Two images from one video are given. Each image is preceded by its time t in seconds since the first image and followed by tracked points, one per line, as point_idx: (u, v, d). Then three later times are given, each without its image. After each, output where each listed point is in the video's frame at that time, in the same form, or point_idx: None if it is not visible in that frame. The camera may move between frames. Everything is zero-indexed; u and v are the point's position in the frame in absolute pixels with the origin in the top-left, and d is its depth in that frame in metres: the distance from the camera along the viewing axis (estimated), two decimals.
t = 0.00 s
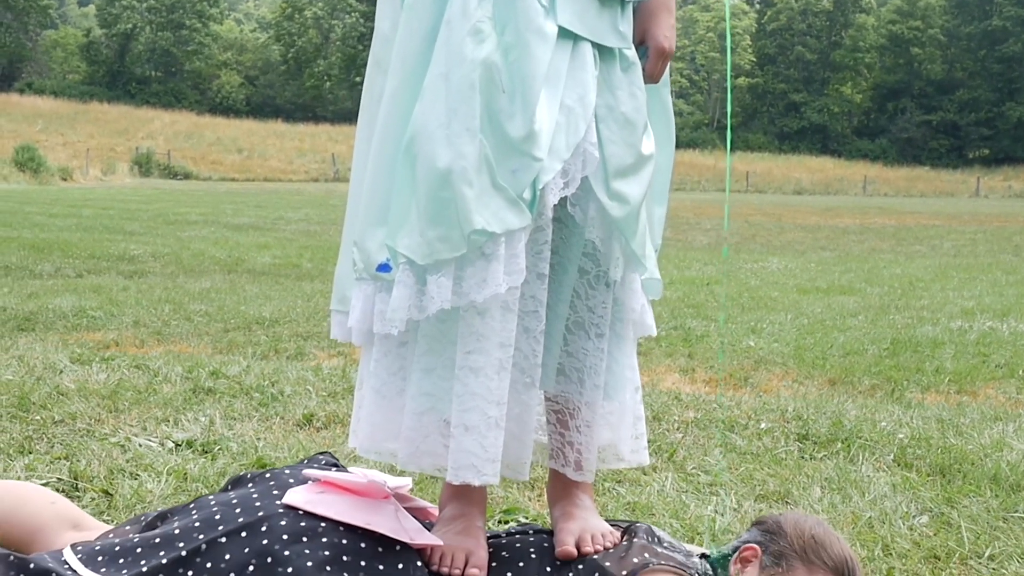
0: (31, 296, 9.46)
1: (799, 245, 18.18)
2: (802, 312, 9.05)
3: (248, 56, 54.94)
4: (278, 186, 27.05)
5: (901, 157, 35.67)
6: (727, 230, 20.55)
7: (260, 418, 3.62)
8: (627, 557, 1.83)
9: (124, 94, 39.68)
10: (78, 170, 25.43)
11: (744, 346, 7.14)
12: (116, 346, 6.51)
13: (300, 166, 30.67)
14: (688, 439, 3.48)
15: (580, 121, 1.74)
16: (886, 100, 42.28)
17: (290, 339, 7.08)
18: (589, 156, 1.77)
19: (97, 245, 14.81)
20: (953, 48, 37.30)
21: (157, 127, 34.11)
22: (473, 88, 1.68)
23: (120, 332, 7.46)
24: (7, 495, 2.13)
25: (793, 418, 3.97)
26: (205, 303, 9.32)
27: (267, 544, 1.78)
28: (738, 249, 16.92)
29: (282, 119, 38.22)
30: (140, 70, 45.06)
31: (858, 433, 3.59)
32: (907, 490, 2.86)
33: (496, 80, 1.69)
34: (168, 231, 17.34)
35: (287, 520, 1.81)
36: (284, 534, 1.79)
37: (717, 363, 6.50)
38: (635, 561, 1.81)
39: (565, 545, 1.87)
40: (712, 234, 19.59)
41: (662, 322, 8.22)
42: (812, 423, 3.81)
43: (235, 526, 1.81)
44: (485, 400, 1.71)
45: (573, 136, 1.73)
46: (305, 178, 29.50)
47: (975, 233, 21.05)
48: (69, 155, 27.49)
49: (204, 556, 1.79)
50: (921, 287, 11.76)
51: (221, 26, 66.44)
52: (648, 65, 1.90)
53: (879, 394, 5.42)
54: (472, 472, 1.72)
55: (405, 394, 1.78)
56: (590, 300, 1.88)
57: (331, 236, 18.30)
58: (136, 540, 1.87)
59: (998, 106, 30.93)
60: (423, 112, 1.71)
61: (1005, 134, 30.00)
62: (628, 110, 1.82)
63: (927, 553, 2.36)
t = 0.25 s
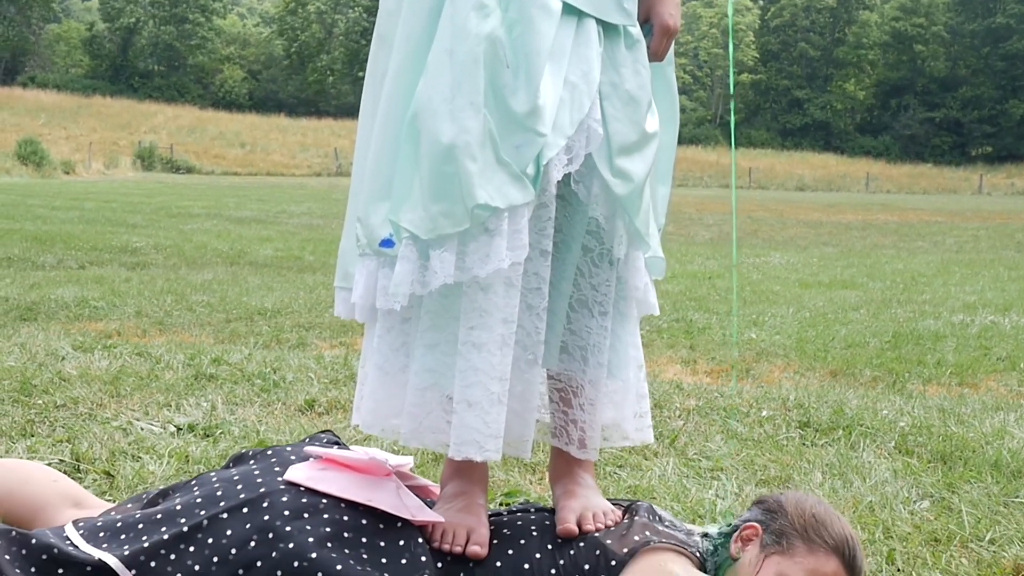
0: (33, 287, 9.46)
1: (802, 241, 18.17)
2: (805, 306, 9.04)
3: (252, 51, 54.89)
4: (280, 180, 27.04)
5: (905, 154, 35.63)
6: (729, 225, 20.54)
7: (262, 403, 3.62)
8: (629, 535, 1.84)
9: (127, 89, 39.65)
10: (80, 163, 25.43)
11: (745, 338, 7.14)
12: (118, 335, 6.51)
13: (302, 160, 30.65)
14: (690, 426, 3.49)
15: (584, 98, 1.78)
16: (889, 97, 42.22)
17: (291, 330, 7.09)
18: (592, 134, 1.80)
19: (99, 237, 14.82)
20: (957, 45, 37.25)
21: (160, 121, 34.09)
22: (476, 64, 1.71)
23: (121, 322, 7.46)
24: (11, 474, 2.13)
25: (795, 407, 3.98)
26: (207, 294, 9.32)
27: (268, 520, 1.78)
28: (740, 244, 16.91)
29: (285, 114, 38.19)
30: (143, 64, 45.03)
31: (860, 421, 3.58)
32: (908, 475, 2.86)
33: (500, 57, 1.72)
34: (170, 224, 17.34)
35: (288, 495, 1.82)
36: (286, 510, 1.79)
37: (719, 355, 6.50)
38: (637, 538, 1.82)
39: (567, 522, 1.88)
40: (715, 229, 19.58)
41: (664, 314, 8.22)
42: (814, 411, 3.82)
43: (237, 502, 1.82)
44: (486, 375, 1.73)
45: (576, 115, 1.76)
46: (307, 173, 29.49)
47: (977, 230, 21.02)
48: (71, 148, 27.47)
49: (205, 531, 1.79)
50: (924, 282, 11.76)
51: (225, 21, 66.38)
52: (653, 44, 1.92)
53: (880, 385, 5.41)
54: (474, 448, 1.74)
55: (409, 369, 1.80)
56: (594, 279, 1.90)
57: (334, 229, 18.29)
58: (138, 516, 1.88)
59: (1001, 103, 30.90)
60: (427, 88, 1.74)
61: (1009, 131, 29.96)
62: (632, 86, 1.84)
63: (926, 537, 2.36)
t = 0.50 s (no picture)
0: (40, 278, 9.46)
1: (808, 233, 18.15)
2: (811, 297, 9.03)
3: (258, 44, 54.83)
4: (286, 174, 27.02)
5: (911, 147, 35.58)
6: (735, 217, 20.51)
7: (268, 390, 3.63)
8: (636, 514, 1.85)
9: (133, 83, 39.65)
10: (86, 157, 25.42)
11: (751, 328, 7.15)
12: (124, 324, 6.51)
13: (308, 154, 30.64)
14: (696, 413, 3.49)
15: (589, 77, 1.80)
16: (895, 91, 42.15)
17: (297, 320, 7.09)
18: (599, 112, 1.82)
19: (105, 230, 14.81)
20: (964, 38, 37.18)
21: (166, 114, 34.08)
22: (482, 41, 1.74)
23: (128, 312, 7.45)
24: (20, 455, 2.13)
25: (800, 395, 3.98)
26: (213, 285, 9.32)
27: (276, 498, 1.79)
28: (747, 237, 16.89)
29: (291, 108, 38.16)
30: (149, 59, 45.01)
31: (866, 408, 3.59)
32: (915, 460, 2.86)
33: (505, 34, 1.75)
34: (176, 217, 17.33)
35: (295, 473, 1.82)
36: (292, 488, 1.80)
37: (725, 345, 6.50)
38: (643, 518, 1.83)
39: (574, 501, 1.89)
40: (721, 221, 19.57)
41: (670, 305, 8.22)
42: (820, 398, 3.82)
43: (245, 481, 1.82)
44: (493, 353, 1.75)
45: (583, 92, 1.79)
46: (313, 167, 29.47)
47: (983, 223, 21.00)
48: (77, 142, 27.47)
49: (213, 510, 1.79)
50: (930, 274, 11.74)
51: (231, 16, 66.32)
52: (659, 23, 1.94)
53: (888, 374, 5.40)
54: (482, 425, 1.76)
55: (412, 349, 1.82)
56: (600, 258, 1.91)
57: (339, 222, 18.29)
58: (146, 494, 1.88)
59: (1008, 96, 30.85)
60: (433, 66, 1.76)
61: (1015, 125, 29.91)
62: (638, 66, 1.87)
63: (933, 519, 2.36)
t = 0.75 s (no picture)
0: (49, 267, 9.46)
1: (818, 227, 18.12)
2: (820, 289, 9.02)
3: (268, 37, 54.77)
4: (295, 167, 27.01)
5: (921, 143, 35.49)
6: (744, 211, 20.48)
7: (278, 374, 3.63)
8: (645, 490, 1.86)
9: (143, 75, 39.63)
10: (96, 150, 25.43)
11: (760, 319, 7.14)
12: (135, 312, 6.52)
13: (317, 147, 30.62)
14: (705, 398, 3.49)
15: (601, 55, 1.83)
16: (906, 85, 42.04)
17: (306, 309, 7.09)
18: (610, 90, 1.85)
19: (115, 221, 14.81)
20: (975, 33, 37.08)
21: (175, 107, 34.08)
22: (495, 18, 1.78)
23: (139, 300, 7.46)
24: (29, 434, 2.13)
25: (809, 382, 3.98)
26: (223, 275, 9.31)
27: (286, 474, 1.80)
28: (756, 230, 16.86)
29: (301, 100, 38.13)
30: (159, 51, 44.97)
31: (874, 395, 3.59)
32: (923, 445, 2.86)
33: (518, 10, 1.79)
34: (185, 208, 17.32)
35: (306, 449, 1.83)
36: (303, 464, 1.81)
37: (734, 335, 6.50)
38: (652, 494, 1.84)
39: (584, 478, 1.91)
40: (730, 215, 19.54)
41: (679, 297, 8.21)
42: (829, 386, 3.82)
43: (255, 456, 1.83)
44: (503, 329, 1.77)
45: (594, 69, 1.82)
46: (323, 159, 29.45)
47: (993, 217, 20.95)
48: (86, 133, 27.47)
49: (223, 484, 1.80)
50: (940, 267, 11.72)
51: (240, 9, 66.22)
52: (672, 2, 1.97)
53: (897, 363, 5.40)
54: (490, 402, 1.77)
55: (421, 325, 1.84)
56: (611, 237, 1.93)
57: (349, 214, 18.28)
58: (155, 471, 1.88)
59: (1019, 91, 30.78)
60: (445, 42, 1.80)
61: None
62: (650, 44, 1.89)
63: (942, 502, 2.35)
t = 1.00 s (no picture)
0: (54, 257, 9.47)
1: (823, 220, 18.10)
2: (825, 282, 9.02)
3: (273, 31, 54.70)
4: (300, 160, 26.99)
5: (927, 138, 35.44)
6: (750, 204, 20.46)
7: (281, 360, 3.65)
8: (649, 472, 1.86)
9: (148, 68, 39.61)
10: (101, 142, 25.43)
11: (763, 310, 7.15)
12: (141, 302, 6.53)
13: (322, 141, 30.60)
14: (710, 384, 3.49)
15: (607, 35, 1.84)
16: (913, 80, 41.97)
17: (311, 298, 7.11)
18: (618, 70, 1.85)
19: (119, 212, 14.81)
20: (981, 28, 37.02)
21: (181, 100, 34.05)
22: None
23: (144, 290, 7.46)
24: (33, 414, 2.13)
25: (813, 370, 3.98)
26: (228, 265, 9.32)
27: (291, 453, 1.80)
28: (761, 224, 16.85)
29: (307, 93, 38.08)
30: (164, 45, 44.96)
31: (878, 382, 3.59)
32: (928, 431, 2.86)
33: None
34: (191, 200, 17.32)
35: (311, 428, 1.83)
36: (307, 443, 1.81)
37: (738, 326, 6.50)
38: (658, 475, 1.84)
39: (588, 459, 1.91)
40: (735, 209, 19.53)
41: (683, 288, 8.22)
42: (833, 373, 3.83)
43: (259, 436, 1.83)
44: (507, 310, 1.78)
45: (601, 48, 1.82)
46: (328, 153, 29.44)
47: (997, 212, 20.93)
48: (92, 125, 27.46)
49: (228, 465, 1.80)
50: (945, 260, 11.72)
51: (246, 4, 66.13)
52: None
53: (902, 353, 5.39)
54: (495, 381, 1.78)
55: (426, 304, 1.85)
56: (619, 218, 1.93)
57: (353, 206, 18.27)
58: (160, 450, 1.88)
59: None
60: (452, 17, 1.81)
61: None
62: (658, 24, 1.88)
63: (945, 485, 2.35)
